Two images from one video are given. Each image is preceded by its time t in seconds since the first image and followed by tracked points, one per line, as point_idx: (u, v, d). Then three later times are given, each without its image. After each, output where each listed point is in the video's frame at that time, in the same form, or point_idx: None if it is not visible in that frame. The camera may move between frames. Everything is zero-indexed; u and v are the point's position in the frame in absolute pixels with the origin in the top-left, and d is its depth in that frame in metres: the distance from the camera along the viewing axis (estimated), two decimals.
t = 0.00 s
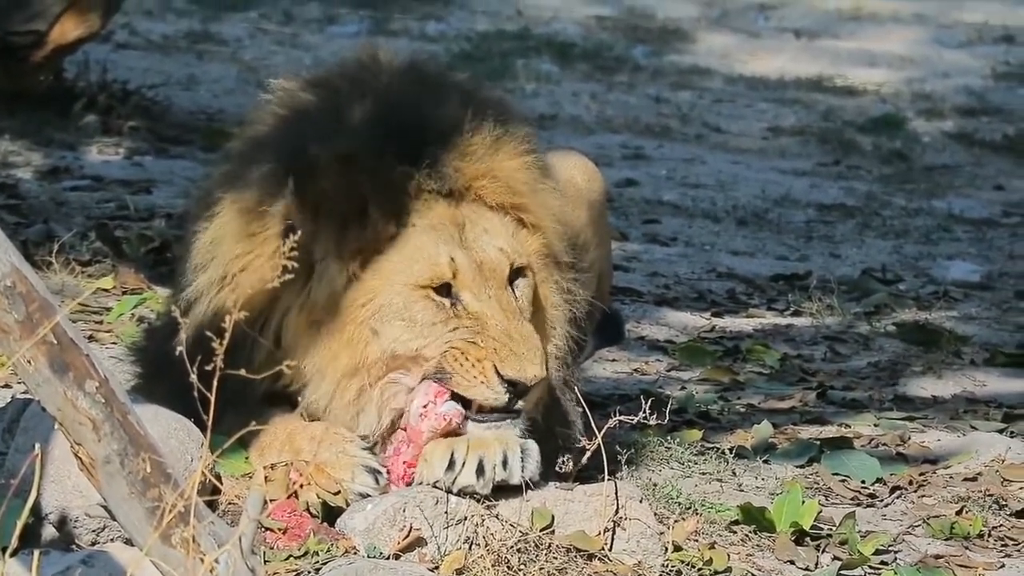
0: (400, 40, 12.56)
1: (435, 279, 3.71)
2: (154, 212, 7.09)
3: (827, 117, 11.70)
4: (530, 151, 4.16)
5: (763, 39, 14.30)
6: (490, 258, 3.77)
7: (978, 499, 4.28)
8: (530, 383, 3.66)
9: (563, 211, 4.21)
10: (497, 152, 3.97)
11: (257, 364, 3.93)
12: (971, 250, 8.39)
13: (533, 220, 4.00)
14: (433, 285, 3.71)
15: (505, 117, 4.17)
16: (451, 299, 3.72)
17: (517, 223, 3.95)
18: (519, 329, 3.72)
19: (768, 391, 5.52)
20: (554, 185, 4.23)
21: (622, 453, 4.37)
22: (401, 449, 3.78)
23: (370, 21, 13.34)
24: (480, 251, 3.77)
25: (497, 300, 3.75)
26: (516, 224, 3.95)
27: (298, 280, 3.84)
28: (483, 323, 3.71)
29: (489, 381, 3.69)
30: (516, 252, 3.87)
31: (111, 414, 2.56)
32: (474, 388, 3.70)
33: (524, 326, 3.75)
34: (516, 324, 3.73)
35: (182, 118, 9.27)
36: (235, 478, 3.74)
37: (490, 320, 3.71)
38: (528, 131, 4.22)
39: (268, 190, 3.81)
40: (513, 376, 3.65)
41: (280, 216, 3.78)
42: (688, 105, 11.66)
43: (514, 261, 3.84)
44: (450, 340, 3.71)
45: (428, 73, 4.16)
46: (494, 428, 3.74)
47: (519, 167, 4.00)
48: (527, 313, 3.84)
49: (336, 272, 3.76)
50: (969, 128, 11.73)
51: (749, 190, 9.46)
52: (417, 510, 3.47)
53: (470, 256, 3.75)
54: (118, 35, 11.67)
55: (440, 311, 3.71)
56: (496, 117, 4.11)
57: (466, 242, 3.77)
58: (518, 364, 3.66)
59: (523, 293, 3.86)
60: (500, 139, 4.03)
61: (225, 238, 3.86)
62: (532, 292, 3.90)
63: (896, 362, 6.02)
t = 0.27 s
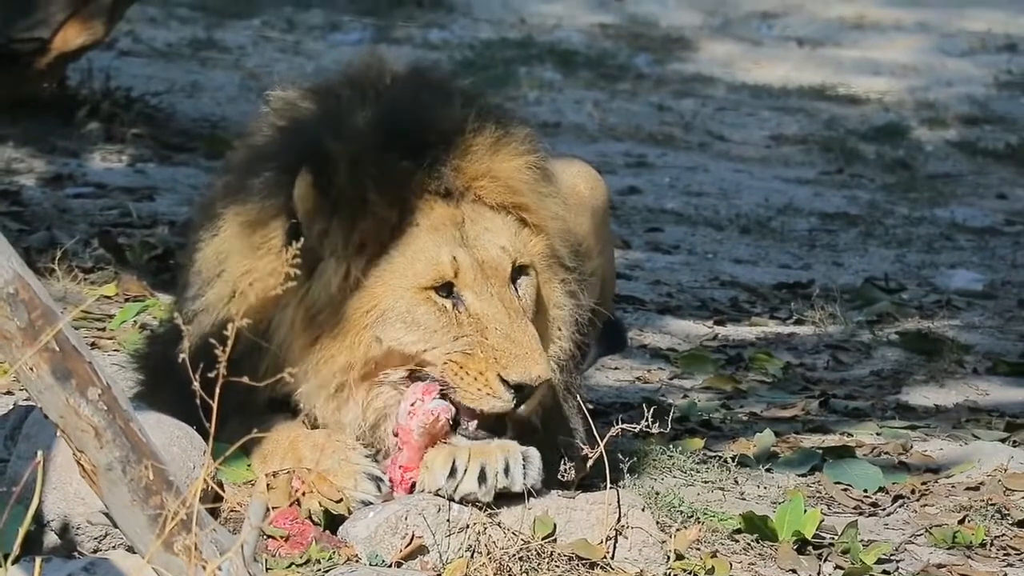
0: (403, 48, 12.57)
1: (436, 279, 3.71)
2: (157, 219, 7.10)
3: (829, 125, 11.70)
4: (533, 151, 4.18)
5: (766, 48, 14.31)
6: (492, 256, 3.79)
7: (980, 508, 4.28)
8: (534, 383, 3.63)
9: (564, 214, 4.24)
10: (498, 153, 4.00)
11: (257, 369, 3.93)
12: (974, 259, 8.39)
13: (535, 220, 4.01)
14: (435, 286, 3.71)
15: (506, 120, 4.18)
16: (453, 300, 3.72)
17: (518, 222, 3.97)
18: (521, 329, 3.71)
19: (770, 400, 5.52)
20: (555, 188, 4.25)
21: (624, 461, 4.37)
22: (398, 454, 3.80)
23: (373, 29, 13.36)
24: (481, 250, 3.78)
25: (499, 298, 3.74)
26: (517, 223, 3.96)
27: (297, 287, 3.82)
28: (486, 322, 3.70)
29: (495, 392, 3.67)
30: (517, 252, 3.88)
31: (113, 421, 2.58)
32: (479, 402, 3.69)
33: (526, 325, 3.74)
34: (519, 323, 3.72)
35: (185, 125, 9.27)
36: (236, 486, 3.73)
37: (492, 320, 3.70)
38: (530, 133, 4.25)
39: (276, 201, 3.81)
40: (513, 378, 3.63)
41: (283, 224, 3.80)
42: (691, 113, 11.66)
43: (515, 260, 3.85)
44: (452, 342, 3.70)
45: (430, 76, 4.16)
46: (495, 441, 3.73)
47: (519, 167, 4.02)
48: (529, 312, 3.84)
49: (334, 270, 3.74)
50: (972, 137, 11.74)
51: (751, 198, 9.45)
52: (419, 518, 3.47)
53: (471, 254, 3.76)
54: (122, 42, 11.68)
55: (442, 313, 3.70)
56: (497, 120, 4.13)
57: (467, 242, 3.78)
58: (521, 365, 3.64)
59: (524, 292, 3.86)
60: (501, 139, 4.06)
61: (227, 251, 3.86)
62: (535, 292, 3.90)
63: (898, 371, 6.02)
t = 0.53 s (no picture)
0: (405, 57, 12.59)
1: (447, 286, 3.70)
2: (158, 227, 7.11)
3: (831, 134, 11.71)
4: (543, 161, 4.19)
5: (768, 56, 14.33)
6: (502, 267, 3.80)
7: (982, 517, 4.28)
8: (538, 398, 3.66)
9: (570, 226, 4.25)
10: (511, 162, 4.01)
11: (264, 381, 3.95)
12: (975, 267, 8.39)
13: (543, 231, 4.02)
14: (446, 293, 3.71)
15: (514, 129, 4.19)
16: (461, 307, 3.72)
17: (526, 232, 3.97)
18: (525, 342, 3.72)
19: (772, 408, 5.52)
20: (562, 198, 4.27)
21: (627, 469, 4.37)
22: (406, 464, 3.77)
23: (375, 37, 13.38)
24: (490, 259, 3.79)
25: (505, 310, 3.75)
26: (526, 233, 3.97)
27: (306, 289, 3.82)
28: (492, 333, 3.70)
29: (499, 402, 3.69)
30: (526, 263, 3.88)
31: (115, 429, 2.59)
32: (481, 412, 3.71)
33: (530, 338, 3.75)
34: (523, 337, 3.73)
35: (187, 133, 9.29)
36: (239, 494, 3.73)
37: (499, 331, 3.70)
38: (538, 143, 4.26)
39: (281, 204, 3.80)
40: (517, 392, 3.65)
41: (291, 228, 3.80)
42: (692, 122, 11.68)
43: (524, 271, 3.86)
44: (459, 352, 3.71)
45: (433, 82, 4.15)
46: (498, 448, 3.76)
47: (531, 176, 4.03)
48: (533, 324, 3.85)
49: (354, 270, 3.73)
50: (974, 145, 11.75)
51: (753, 206, 9.46)
52: (421, 526, 3.47)
53: (482, 264, 3.76)
54: (124, 50, 11.70)
55: (451, 320, 3.70)
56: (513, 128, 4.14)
57: (478, 250, 3.78)
58: (526, 380, 3.65)
59: (529, 305, 3.87)
60: (514, 148, 4.07)
61: (231, 255, 3.84)
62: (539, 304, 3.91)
63: (900, 379, 6.02)
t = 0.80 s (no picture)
0: (408, 60, 12.60)
1: (451, 278, 3.70)
2: (161, 230, 7.11)
3: (833, 138, 11.71)
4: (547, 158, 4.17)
5: (770, 60, 14.33)
6: (506, 260, 3.78)
7: (983, 521, 4.27)
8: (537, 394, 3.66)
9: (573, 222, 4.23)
10: (518, 156, 4.00)
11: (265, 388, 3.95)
12: (978, 272, 8.38)
13: (547, 224, 4.00)
14: (449, 285, 3.71)
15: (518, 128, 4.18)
16: (465, 300, 3.72)
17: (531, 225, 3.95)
18: (527, 337, 3.72)
19: (774, 412, 5.52)
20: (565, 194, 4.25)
21: (628, 473, 4.37)
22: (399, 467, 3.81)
23: (378, 41, 13.39)
24: (495, 252, 3.78)
25: (508, 303, 3.74)
26: (530, 226, 3.95)
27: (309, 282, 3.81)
28: (494, 327, 3.70)
29: (497, 401, 3.69)
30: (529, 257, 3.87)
31: (117, 432, 2.61)
32: (479, 410, 3.71)
33: (532, 332, 3.74)
34: (525, 331, 3.73)
35: (189, 136, 9.29)
36: (240, 498, 3.69)
37: (501, 325, 3.70)
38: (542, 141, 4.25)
39: (286, 203, 3.79)
40: (517, 387, 3.65)
41: (294, 223, 3.79)
42: (695, 126, 11.68)
43: (528, 265, 3.85)
44: (460, 346, 3.70)
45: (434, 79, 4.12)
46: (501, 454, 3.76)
47: (536, 171, 4.02)
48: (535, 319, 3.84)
49: (360, 257, 3.69)
50: (977, 150, 11.75)
51: (755, 211, 9.46)
52: (424, 529, 3.46)
53: (487, 256, 3.75)
54: (127, 54, 11.71)
55: (455, 313, 3.69)
56: (519, 123, 4.13)
57: (483, 243, 3.77)
58: (527, 375, 3.65)
59: (530, 299, 3.86)
60: (520, 143, 4.05)
61: (231, 254, 3.84)
62: (541, 299, 3.90)
63: (902, 383, 6.02)
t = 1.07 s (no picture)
0: (411, 62, 12.60)
1: (457, 291, 3.71)
2: (164, 232, 7.11)
3: (836, 140, 11.71)
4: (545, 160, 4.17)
5: (773, 63, 14.33)
6: (510, 268, 3.80)
7: (986, 523, 4.27)
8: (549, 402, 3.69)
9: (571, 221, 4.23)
10: (516, 158, 3.99)
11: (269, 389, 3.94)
12: (980, 274, 8.38)
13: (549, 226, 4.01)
14: (456, 298, 3.71)
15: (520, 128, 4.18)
16: (472, 311, 3.73)
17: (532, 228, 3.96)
18: (536, 345, 3.74)
19: (777, 415, 5.52)
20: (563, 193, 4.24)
21: (630, 475, 4.37)
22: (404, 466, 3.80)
23: (380, 43, 13.40)
24: (500, 261, 3.79)
25: (515, 312, 3.75)
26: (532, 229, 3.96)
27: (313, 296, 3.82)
28: (503, 337, 3.71)
29: (511, 409, 3.71)
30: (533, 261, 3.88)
31: (120, 434, 2.61)
32: (493, 419, 3.73)
33: (540, 341, 3.76)
34: (534, 339, 3.75)
35: (192, 138, 9.30)
36: (243, 499, 3.69)
37: (509, 334, 3.71)
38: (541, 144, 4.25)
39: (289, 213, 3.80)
40: (530, 397, 3.68)
41: (297, 237, 3.78)
42: (697, 128, 11.68)
43: (532, 270, 3.86)
44: (470, 358, 3.71)
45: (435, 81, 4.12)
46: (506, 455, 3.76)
47: (536, 173, 4.01)
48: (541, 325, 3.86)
49: (364, 275, 3.73)
50: (979, 152, 11.75)
51: (758, 213, 9.45)
52: (426, 531, 3.46)
53: (491, 267, 3.76)
54: (129, 56, 11.71)
55: (463, 325, 3.70)
56: (515, 125, 4.11)
57: (487, 253, 3.78)
58: (539, 384, 3.67)
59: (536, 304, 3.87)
60: (518, 145, 4.04)
61: (233, 259, 3.84)
62: (546, 302, 3.91)
63: (905, 386, 6.02)
